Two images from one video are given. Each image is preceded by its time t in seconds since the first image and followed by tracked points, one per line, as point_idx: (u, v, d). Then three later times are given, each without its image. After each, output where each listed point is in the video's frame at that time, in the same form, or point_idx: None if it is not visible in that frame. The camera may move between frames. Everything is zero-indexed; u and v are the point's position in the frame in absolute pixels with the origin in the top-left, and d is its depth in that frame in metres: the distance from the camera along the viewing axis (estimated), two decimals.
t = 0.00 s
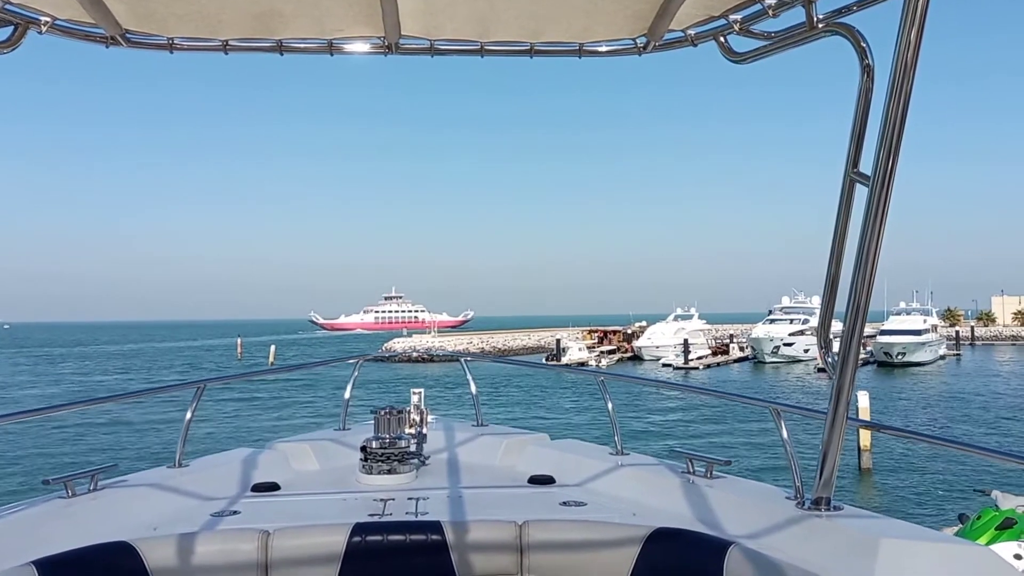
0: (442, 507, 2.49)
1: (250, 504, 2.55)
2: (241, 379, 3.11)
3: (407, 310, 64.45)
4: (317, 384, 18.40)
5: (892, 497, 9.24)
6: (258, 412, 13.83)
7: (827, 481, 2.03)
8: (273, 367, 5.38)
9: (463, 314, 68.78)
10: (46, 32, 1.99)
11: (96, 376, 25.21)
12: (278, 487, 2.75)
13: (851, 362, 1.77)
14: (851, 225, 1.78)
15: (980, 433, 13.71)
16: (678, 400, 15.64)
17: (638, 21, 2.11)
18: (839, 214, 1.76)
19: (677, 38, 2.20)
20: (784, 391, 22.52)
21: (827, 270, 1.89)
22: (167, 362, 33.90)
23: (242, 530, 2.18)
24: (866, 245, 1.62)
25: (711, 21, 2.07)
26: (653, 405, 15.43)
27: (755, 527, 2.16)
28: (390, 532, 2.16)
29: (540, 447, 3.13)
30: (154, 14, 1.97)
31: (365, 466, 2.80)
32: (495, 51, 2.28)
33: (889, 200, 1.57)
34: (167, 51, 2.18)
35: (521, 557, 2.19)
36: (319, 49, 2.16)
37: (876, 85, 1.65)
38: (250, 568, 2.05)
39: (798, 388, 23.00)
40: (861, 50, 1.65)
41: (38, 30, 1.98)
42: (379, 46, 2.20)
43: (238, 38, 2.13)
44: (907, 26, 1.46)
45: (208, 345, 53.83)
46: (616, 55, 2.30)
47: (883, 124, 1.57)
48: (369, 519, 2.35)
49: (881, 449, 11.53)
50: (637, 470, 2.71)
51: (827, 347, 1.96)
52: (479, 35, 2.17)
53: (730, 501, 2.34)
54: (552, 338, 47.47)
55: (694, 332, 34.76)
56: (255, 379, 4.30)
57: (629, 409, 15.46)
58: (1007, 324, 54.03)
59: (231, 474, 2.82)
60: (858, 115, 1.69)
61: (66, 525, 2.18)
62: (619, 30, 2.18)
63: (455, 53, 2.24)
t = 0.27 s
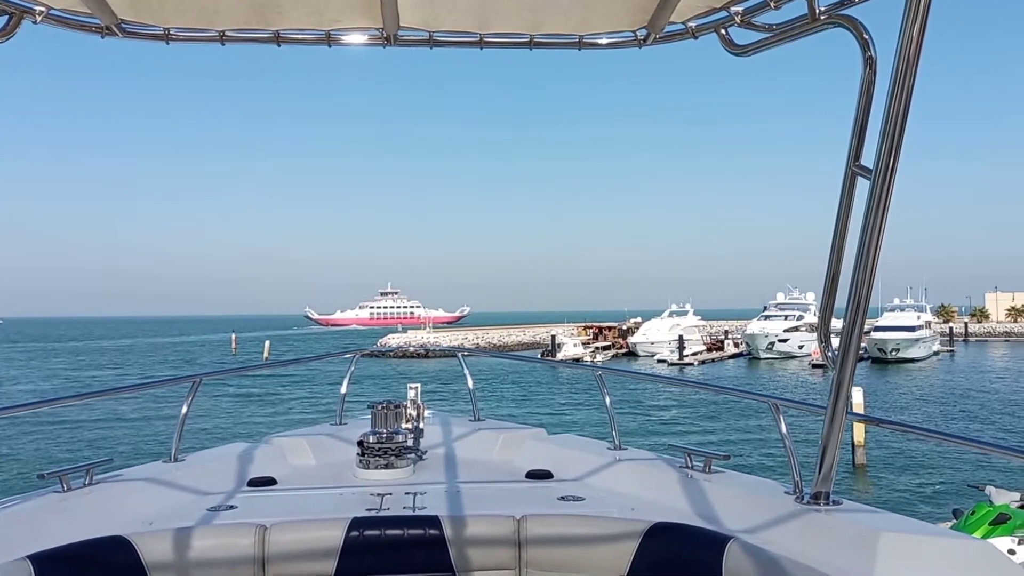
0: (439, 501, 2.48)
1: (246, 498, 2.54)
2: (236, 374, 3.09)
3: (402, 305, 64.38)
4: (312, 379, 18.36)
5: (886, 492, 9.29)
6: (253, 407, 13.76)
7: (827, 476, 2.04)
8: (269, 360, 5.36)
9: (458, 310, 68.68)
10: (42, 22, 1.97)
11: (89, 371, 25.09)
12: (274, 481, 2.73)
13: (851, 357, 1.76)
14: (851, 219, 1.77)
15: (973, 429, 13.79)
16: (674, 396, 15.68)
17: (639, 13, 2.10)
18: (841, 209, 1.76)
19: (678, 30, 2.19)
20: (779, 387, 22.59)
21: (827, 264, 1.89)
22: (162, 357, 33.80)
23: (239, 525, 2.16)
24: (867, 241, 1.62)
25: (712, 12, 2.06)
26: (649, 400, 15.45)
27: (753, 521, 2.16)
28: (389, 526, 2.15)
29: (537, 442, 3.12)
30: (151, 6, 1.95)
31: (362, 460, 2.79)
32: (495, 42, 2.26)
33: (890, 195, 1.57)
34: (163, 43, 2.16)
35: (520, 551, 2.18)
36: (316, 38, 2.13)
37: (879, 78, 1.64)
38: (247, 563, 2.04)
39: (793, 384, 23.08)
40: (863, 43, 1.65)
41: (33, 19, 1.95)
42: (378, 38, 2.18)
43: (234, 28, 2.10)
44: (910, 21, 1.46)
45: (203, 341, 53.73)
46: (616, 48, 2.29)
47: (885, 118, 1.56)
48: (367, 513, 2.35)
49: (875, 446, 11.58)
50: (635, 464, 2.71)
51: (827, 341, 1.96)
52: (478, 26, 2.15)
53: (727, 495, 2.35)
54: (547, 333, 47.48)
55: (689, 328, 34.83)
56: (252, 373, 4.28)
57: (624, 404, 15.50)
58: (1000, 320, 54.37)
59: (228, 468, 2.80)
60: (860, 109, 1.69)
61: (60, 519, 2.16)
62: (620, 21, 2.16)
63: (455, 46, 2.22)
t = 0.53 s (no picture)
0: (435, 497, 2.49)
1: (242, 493, 2.53)
2: (230, 369, 3.08)
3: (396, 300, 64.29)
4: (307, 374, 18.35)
5: (880, 488, 9.33)
6: (248, 402, 13.75)
7: (822, 473, 2.05)
8: (263, 355, 5.34)
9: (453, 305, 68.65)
10: (36, 15, 1.96)
11: (82, 366, 24.97)
12: (270, 477, 2.73)
13: (848, 353, 1.77)
14: (848, 216, 1.78)
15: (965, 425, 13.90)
16: (669, 391, 15.73)
17: (637, 9, 2.10)
18: (837, 206, 1.76)
19: (675, 26, 2.19)
20: (773, 383, 22.68)
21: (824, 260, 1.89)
22: (155, 351, 33.65)
23: (234, 520, 2.16)
24: (863, 238, 1.63)
25: (709, 8, 2.06)
26: (644, 395, 15.49)
27: (748, 518, 2.17)
28: (384, 522, 2.15)
29: (533, 438, 3.13)
30: None
31: (357, 456, 2.79)
32: (491, 38, 2.25)
33: (887, 192, 1.57)
34: (159, 37, 2.14)
35: (515, 547, 2.19)
36: (313, 34, 2.13)
37: (876, 75, 1.65)
38: (242, 559, 2.04)
39: (787, 380, 23.18)
40: (860, 39, 1.65)
41: (28, 13, 1.94)
42: (375, 33, 2.17)
43: (231, 22, 2.09)
44: (908, 19, 1.46)
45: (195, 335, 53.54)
46: (613, 44, 2.29)
47: (882, 116, 1.56)
48: (363, 509, 2.35)
49: (868, 442, 11.66)
50: (630, 460, 2.72)
51: (824, 337, 1.96)
52: (475, 22, 2.15)
53: (723, 491, 2.36)
54: (542, 329, 47.49)
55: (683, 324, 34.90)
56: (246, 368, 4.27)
57: (619, 400, 15.52)
58: (992, 317, 54.68)
59: (223, 464, 2.80)
60: (857, 105, 1.69)
61: (55, 514, 2.15)
62: (617, 17, 2.16)
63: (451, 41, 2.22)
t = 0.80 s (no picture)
0: (429, 490, 2.48)
1: (236, 486, 2.53)
2: (224, 362, 3.07)
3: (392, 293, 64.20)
4: (302, 367, 18.34)
5: (875, 481, 9.37)
6: (242, 395, 13.74)
7: (816, 465, 2.05)
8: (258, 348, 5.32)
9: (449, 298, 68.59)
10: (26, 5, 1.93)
11: (76, 358, 24.87)
12: (264, 470, 2.72)
13: (842, 345, 1.77)
14: (843, 208, 1.77)
15: (959, 418, 13.97)
16: (664, 385, 15.76)
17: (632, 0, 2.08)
18: (832, 198, 1.76)
19: (670, 17, 2.18)
20: (769, 376, 22.75)
21: (819, 253, 1.89)
22: (150, 344, 33.58)
23: (227, 512, 2.15)
24: (858, 229, 1.62)
25: None
26: (640, 388, 15.52)
27: (743, 510, 2.17)
28: (378, 514, 2.14)
29: (528, 431, 3.12)
30: None
31: (351, 449, 2.78)
32: (486, 29, 2.24)
33: (882, 185, 1.57)
34: (150, 27, 2.12)
35: (509, 540, 2.19)
36: (305, 25, 2.10)
37: (871, 67, 1.64)
38: (235, 551, 2.03)
39: (782, 373, 23.25)
40: (856, 31, 1.64)
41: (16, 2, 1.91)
42: (368, 23, 2.15)
43: (223, 13, 2.07)
44: (903, 11, 1.45)
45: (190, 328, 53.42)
46: (608, 35, 2.27)
47: (878, 108, 1.55)
48: (356, 501, 2.34)
49: (863, 434, 11.71)
50: (626, 453, 2.72)
51: (819, 329, 1.96)
52: (469, 13, 2.13)
53: (718, 484, 2.36)
54: (537, 322, 47.51)
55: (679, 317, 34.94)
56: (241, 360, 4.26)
57: (615, 393, 15.55)
58: (986, 311, 54.90)
59: (217, 457, 2.79)
60: (853, 97, 1.68)
61: (47, 507, 2.14)
62: (612, 8, 2.15)
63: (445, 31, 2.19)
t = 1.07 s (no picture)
0: (425, 482, 2.49)
1: (233, 479, 2.53)
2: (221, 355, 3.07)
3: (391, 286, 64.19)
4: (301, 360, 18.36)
5: (872, 473, 9.40)
6: (241, 387, 13.77)
7: (811, 457, 2.05)
8: (254, 341, 5.33)
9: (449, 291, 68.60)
10: None
11: (75, 352, 24.88)
12: (261, 463, 2.73)
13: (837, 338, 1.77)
14: (837, 201, 1.77)
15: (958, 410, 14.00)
16: (663, 377, 15.78)
17: None
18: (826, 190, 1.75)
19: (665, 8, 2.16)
20: (768, 368, 22.78)
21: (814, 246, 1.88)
22: (148, 337, 33.60)
23: (224, 505, 2.16)
24: (852, 221, 1.62)
25: None
26: (638, 380, 15.54)
27: (738, 502, 2.18)
28: (375, 507, 2.15)
29: (525, 424, 3.13)
30: None
31: (348, 441, 2.79)
32: (480, 22, 2.22)
33: (876, 177, 1.56)
34: (143, 19, 2.10)
35: (505, 532, 2.19)
36: (299, 17, 2.09)
37: (865, 60, 1.63)
38: (231, 544, 2.03)
39: (781, 366, 23.27)
40: (850, 23, 1.63)
41: None
42: (362, 15, 2.13)
43: (216, 6, 2.06)
44: (897, 4, 1.44)
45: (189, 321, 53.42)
46: (603, 27, 2.26)
47: (873, 100, 1.54)
48: (352, 494, 2.35)
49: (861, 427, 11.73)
50: (622, 446, 2.73)
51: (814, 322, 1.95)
52: (464, 5, 2.11)
53: (714, 475, 2.36)
54: (536, 314, 47.52)
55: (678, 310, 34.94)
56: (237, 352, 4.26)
57: (614, 385, 15.57)
58: (985, 303, 54.95)
59: (214, 450, 2.79)
60: (847, 88, 1.67)
61: (44, 500, 2.15)
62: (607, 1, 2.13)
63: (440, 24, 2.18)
